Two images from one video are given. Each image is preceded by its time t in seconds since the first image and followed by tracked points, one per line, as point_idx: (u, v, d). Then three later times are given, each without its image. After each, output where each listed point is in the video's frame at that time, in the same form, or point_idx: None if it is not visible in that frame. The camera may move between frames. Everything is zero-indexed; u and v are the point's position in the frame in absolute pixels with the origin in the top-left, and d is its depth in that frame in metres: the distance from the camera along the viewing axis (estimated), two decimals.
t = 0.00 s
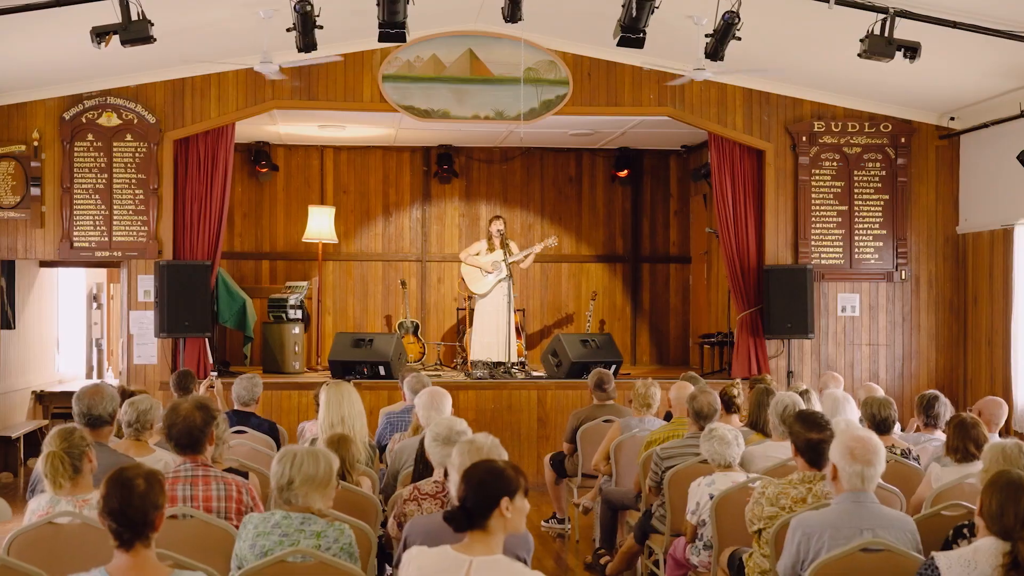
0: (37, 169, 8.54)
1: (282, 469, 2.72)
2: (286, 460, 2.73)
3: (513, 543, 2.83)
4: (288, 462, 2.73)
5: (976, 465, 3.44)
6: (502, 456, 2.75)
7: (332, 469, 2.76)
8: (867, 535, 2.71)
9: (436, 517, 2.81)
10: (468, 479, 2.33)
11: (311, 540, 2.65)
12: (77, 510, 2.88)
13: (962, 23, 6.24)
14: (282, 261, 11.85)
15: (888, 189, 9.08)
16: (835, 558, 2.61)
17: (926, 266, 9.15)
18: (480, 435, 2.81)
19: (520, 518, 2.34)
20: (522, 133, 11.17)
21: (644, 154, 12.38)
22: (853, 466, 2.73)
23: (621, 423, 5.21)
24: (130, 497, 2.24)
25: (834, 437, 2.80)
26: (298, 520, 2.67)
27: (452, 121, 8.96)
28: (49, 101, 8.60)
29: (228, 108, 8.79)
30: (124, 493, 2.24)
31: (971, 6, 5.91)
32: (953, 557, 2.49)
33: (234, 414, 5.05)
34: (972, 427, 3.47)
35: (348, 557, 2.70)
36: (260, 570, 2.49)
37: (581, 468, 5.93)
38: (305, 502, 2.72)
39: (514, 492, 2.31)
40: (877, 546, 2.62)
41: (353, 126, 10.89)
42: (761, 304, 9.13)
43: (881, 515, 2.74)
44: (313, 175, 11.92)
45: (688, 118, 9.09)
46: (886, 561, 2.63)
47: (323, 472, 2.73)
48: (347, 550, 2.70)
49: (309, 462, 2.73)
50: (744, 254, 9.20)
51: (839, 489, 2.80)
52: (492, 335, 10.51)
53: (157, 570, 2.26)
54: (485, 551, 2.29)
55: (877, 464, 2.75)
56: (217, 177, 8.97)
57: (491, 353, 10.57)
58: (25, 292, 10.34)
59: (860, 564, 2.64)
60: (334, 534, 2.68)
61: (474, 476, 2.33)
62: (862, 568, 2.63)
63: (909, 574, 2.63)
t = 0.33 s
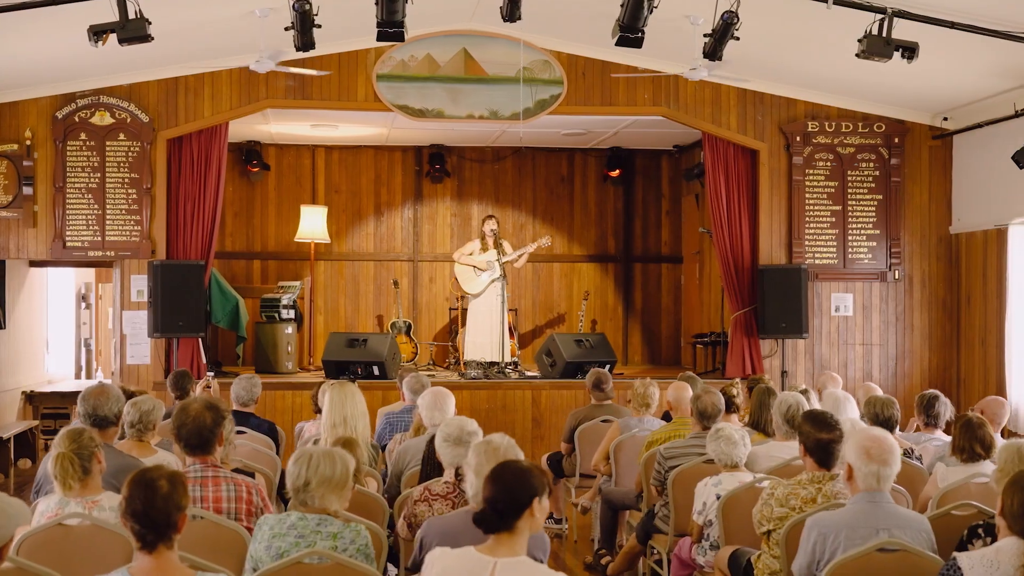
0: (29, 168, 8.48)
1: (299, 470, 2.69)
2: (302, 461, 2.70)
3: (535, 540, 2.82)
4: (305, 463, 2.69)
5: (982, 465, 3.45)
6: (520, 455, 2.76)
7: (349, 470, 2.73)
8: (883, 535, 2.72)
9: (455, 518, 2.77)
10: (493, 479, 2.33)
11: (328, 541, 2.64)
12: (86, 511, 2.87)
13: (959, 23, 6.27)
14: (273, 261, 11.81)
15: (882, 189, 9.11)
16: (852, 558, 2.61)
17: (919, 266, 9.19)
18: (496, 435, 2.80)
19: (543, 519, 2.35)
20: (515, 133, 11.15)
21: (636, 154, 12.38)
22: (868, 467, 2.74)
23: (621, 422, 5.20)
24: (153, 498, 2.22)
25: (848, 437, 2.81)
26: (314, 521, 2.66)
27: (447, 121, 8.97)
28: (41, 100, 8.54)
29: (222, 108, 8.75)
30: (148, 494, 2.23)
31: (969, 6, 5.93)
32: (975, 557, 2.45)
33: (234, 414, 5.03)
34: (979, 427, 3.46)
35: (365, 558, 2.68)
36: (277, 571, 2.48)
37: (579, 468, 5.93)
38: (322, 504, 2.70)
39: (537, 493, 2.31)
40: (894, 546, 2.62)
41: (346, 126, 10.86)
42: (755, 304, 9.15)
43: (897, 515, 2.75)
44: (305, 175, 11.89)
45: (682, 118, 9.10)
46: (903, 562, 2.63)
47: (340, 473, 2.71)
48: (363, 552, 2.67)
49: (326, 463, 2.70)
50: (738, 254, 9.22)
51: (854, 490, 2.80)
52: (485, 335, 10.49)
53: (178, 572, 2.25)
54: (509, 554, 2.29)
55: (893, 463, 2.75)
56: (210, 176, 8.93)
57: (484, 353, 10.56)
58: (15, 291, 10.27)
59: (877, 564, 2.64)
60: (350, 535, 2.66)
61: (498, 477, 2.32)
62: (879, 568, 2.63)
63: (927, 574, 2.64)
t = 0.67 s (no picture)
0: (16, 166, 8.40)
1: (309, 470, 2.66)
2: (312, 461, 2.68)
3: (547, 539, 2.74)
4: (316, 463, 2.67)
5: (985, 464, 3.45)
6: (533, 455, 2.75)
7: (360, 470, 2.71)
8: (895, 534, 2.72)
9: (466, 519, 2.71)
10: (511, 478, 2.32)
11: (339, 541, 2.61)
12: (90, 511, 2.84)
13: (954, 23, 6.29)
14: (261, 260, 11.76)
15: (872, 188, 9.14)
16: (865, 558, 2.60)
17: (909, 265, 9.23)
18: (506, 435, 2.79)
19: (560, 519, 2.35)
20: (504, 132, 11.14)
21: (625, 153, 12.38)
22: (879, 466, 2.75)
23: (616, 421, 5.20)
24: (168, 498, 2.20)
25: (859, 437, 2.82)
26: (324, 522, 2.63)
27: (437, 120, 8.95)
28: (29, 97, 8.46)
29: (211, 105, 8.70)
30: (164, 494, 2.20)
31: (963, 5, 5.95)
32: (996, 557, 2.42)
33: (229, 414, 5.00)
34: (981, 426, 3.46)
35: (376, 559, 2.66)
36: (287, 572, 2.46)
37: (573, 468, 5.92)
38: (332, 504, 2.67)
39: (557, 492, 2.30)
40: (907, 545, 2.62)
41: (334, 124, 10.82)
42: (745, 303, 9.16)
43: (908, 514, 2.75)
44: (292, 173, 11.83)
45: (673, 117, 9.11)
46: (916, 561, 2.63)
47: (350, 474, 2.69)
48: (374, 552, 2.65)
49: (336, 463, 2.68)
50: (728, 253, 9.24)
51: (865, 489, 2.81)
52: (475, 335, 10.47)
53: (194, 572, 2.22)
54: (527, 555, 2.26)
55: (904, 462, 2.76)
56: (199, 175, 8.89)
57: (474, 352, 10.53)
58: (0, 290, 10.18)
59: (889, 564, 2.64)
60: (361, 535, 2.64)
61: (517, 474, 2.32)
62: (891, 567, 2.63)
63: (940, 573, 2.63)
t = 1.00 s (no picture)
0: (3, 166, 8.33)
1: (322, 474, 2.62)
2: (325, 464, 2.64)
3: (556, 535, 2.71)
4: (328, 466, 2.63)
5: (987, 465, 3.48)
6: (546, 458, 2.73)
7: (372, 474, 2.67)
8: (908, 536, 2.71)
9: (479, 523, 2.68)
10: (530, 481, 2.32)
11: (351, 545, 2.61)
12: (94, 515, 2.81)
13: (947, 23, 6.32)
14: (248, 260, 11.70)
15: (861, 188, 9.18)
16: (877, 559, 2.59)
17: (898, 266, 9.27)
18: (520, 437, 2.78)
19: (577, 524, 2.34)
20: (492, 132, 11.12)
21: (612, 153, 12.39)
22: (892, 468, 2.75)
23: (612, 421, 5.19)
24: (186, 502, 2.18)
25: (871, 440, 2.82)
26: (336, 525, 2.62)
27: (427, 119, 8.93)
28: (16, 97, 8.39)
29: (201, 105, 8.64)
30: (182, 498, 2.18)
31: (955, 6, 5.98)
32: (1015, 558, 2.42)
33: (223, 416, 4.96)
34: (983, 427, 3.49)
35: (388, 563, 2.65)
36: None
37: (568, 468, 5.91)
38: (345, 508, 2.64)
39: (576, 495, 2.31)
40: (919, 547, 2.61)
41: (322, 124, 10.78)
42: (735, 304, 9.18)
43: (921, 516, 2.75)
44: (279, 173, 11.78)
45: (663, 117, 9.11)
46: (929, 563, 2.62)
47: (363, 477, 2.65)
48: (387, 556, 2.64)
49: (349, 467, 2.64)
50: (718, 253, 9.26)
51: (877, 491, 2.81)
52: (464, 335, 10.44)
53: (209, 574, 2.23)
54: (546, 558, 2.25)
55: (916, 464, 2.76)
56: (188, 174, 8.84)
57: (463, 353, 10.51)
58: None
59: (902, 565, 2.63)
60: (373, 539, 2.63)
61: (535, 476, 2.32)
62: (902, 570, 2.61)
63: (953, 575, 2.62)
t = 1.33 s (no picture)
0: None
1: (336, 477, 2.61)
2: (339, 468, 2.63)
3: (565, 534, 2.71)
4: (342, 470, 2.62)
5: (992, 467, 3.49)
6: (561, 462, 2.72)
7: (386, 477, 2.66)
8: (921, 539, 2.71)
9: (493, 527, 2.68)
10: (551, 485, 2.31)
11: (365, 549, 2.58)
12: (101, 519, 2.77)
13: (942, 24, 6.34)
14: (237, 261, 11.65)
15: (853, 189, 9.22)
16: (891, 561, 2.59)
17: (890, 266, 9.30)
18: (533, 441, 2.76)
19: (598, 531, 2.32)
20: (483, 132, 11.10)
21: (602, 154, 12.39)
22: (905, 471, 2.73)
23: (611, 422, 5.19)
24: (208, 507, 2.17)
25: (884, 442, 2.80)
26: (350, 529, 2.60)
27: (419, 119, 8.91)
28: (5, 96, 8.33)
29: (192, 104, 8.59)
30: (202, 503, 2.17)
31: (951, 6, 6.00)
32: None
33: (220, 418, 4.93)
34: (987, 428, 3.51)
35: (402, 568, 2.62)
36: None
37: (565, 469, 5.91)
38: (359, 512, 2.62)
39: (599, 499, 2.30)
40: (933, 549, 2.59)
41: (313, 124, 10.74)
42: (727, 304, 9.19)
43: (935, 519, 2.75)
44: (268, 173, 11.73)
45: (655, 118, 9.11)
46: (941, 565, 2.61)
47: (378, 480, 2.63)
48: (401, 561, 2.61)
49: (363, 470, 2.63)
50: (711, 253, 9.27)
51: (891, 494, 2.81)
52: (456, 335, 10.42)
53: None
54: (569, 563, 2.23)
55: (930, 466, 2.75)
56: (179, 174, 8.79)
57: (455, 353, 10.49)
58: None
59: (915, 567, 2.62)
60: (387, 543, 2.60)
61: (557, 480, 2.31)
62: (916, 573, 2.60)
63: None
